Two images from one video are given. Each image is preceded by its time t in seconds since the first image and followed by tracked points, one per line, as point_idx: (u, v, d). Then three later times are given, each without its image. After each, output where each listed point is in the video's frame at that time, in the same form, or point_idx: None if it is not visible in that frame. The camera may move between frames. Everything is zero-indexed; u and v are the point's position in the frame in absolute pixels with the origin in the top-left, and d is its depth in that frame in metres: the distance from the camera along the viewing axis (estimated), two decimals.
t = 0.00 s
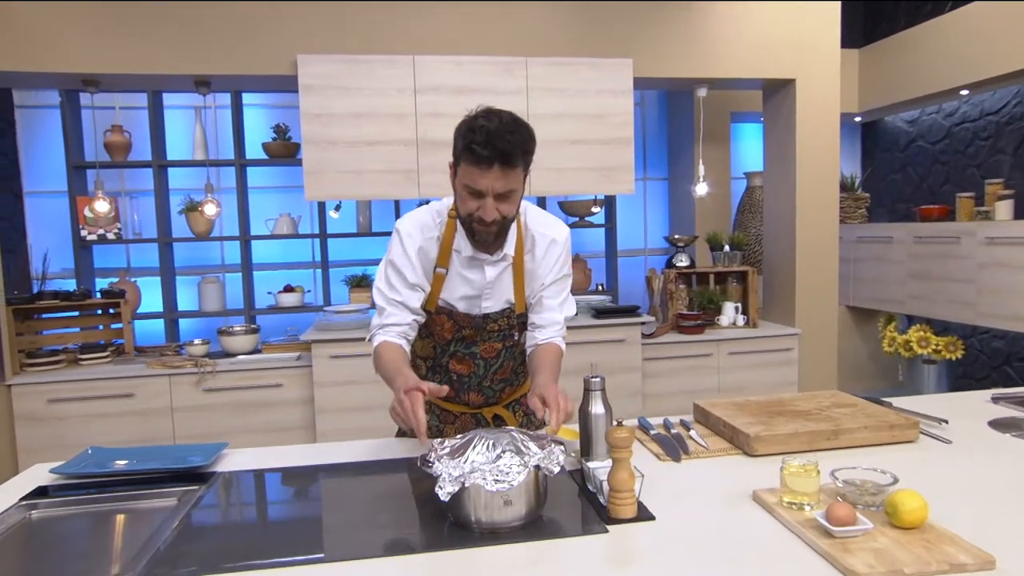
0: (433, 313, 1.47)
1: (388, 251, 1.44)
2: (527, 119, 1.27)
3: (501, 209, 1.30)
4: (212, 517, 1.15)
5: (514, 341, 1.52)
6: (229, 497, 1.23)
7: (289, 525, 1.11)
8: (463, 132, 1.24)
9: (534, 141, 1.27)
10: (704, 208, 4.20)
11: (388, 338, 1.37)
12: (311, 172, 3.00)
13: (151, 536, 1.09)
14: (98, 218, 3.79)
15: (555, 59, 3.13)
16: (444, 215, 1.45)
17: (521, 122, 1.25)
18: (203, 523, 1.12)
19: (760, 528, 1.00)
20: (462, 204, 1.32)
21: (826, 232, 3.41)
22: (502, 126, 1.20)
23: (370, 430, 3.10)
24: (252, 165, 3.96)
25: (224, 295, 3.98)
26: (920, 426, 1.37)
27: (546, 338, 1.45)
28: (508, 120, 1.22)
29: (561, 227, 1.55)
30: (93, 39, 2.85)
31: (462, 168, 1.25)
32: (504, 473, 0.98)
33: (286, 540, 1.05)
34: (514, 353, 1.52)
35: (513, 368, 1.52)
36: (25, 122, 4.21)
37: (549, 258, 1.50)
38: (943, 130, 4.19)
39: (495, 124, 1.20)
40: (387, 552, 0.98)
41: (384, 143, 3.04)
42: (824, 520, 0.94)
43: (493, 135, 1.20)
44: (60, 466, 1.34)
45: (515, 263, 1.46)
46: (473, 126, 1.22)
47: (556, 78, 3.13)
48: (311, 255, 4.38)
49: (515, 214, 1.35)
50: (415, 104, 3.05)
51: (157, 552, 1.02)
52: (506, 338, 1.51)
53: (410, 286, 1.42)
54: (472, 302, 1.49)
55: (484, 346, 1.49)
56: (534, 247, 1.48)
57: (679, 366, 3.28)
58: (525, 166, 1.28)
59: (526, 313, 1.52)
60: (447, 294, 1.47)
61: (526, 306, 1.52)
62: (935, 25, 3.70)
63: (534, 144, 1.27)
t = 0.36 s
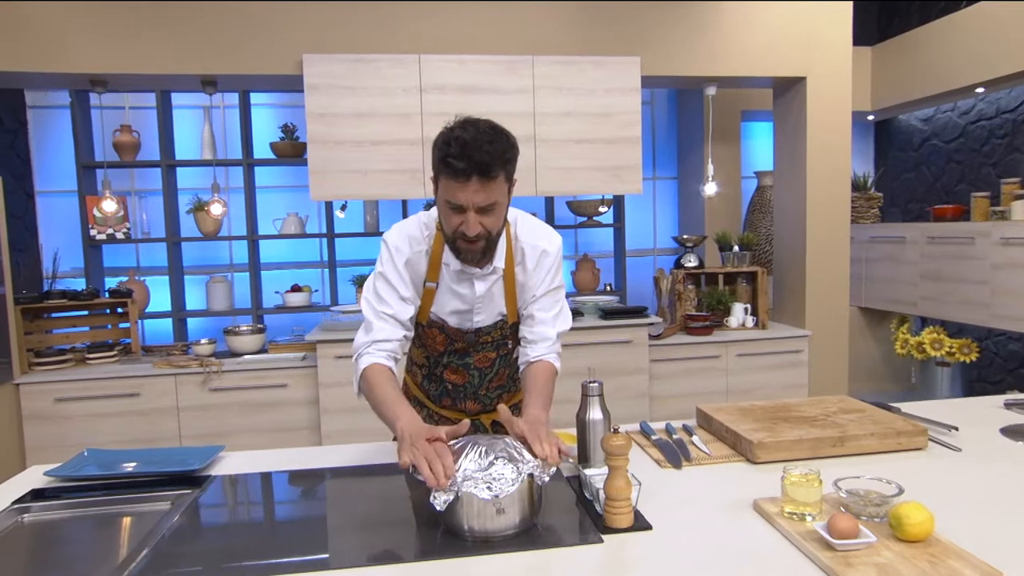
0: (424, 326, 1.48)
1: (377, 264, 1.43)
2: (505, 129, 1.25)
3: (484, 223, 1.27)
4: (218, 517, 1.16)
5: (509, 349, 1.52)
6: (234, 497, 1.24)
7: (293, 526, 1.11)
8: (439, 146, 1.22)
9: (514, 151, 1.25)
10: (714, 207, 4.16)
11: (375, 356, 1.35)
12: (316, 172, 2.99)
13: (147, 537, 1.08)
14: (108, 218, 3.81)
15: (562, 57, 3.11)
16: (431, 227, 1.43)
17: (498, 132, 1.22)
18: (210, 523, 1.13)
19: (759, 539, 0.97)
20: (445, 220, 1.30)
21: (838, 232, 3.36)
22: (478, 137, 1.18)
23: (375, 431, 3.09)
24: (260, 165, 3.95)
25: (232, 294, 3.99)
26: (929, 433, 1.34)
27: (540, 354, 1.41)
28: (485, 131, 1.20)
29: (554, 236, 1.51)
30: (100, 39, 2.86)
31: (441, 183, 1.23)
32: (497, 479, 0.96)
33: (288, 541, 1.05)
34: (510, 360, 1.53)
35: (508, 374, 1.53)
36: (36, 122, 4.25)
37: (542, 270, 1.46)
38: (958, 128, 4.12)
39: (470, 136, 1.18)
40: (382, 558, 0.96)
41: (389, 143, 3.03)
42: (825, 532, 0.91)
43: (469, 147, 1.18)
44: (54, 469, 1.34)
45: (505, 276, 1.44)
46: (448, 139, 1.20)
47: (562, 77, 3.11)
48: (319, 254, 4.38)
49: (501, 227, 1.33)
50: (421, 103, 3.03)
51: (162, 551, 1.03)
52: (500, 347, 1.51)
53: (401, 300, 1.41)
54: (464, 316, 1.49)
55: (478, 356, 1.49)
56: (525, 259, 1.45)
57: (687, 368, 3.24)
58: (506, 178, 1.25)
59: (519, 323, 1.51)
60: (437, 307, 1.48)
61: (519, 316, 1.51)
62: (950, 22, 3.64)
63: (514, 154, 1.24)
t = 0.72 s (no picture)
0: (423, 327, 1.48)
1: (373, 264, 1.44)
2: (498, 123, 1.23)
3: (483, 220, 1.26)
4: (227, 515, 1.16)
5: (510, 351, 1.50)
6: (243, 494, 1.25)
7: (300, 526, 1.10)
8: (432, 145, 1.21)
9: (508, 145, 1.23)
10: (725, 206, 4.11)
11: (368, 356, 1.33)
12: (323, 171, 2.98)
13: (149, 540, 1.07)
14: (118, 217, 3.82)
15: (570, 55, 3.08)
16: (427, 227, 1.45)
17: (491, 128, 1.21)
18: (219, 521, 1.14)
19: (761, 547, 0.94)
20: (444, 220, 1.29)
21: (851, 232, 3.31)
22: (470, 133, 1.17)
23: (381, 430, 3.08)
24: (269, 164, 3.95)
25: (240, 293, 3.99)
26: (940, 438, 1.30)
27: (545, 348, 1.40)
28: (477, 127, 1.19)
29: (554, 234, 1.51)
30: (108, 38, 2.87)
31: (436, 182, 1.22)
32: (489, 484, 0.93)
33: (295, 541, 1.05)
34: (511, 362, 1.51)
35: (510, 377, 1.51)
36: (49, 122, 4.28)
37: (541, 268, 1.46)
38: (975, 126, 4.05)
39: (463, 133, 1.16)
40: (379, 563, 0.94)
41: (396, 141, 3.02)
42: (829, 543, 0.88)
43: (461, 145, 1.16)
44: (51, 469, 1.33)
45: (504, 276, 1.44)
46: (441, 138, 1.19)
47: (570, 74, 3.08)
48: (328, 253, 4.38)
49: (500, 223, 1.31)
50: (427, 101, 3.02)
51: (170, 550, 1.03)
52: (500, 348, 1.49)
53: (396, 300, 1.42)
54: (462, 317, 1.50)
55: (477, 357, 1.48)
56: (524, 257, 1.45)
57: (696, 368, 3.20)
58: (502, 173, 1.24)
59: (520, 323, 1.50)
60: (435, 308, 1.48)
61: (519, 316, 1.50)
62: (967, 17, 3.57)
63: (508, 148, 1.23)
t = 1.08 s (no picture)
0: (427, 318, 1.47)
1: (383, 249, 1.42)
2: (502, 109, 1.20)
3: (486, 209, 1.24)
4: (238, 513, 1.16)
5: (512, 346, 1.50)
6: (253, 493, 1.24)
7: (309, 525, 1.10)
8: (435, 133, 1.18)
9: (512, 133, 1.20)
10: (739, 204, 4.06)
11: (381, 338, 1.27)
12: (332, 169, 2.98)
13: (146, 539, 1.06)
14: (132, 216, 3.84)
15: (581, 52, 3.05)
16: (435, 217, 1.43)
17: (494, 115, 1.18)
18: (228, 519, 1.14)
19: (766, 555, 0.92)
20: (447, 207, 1.28)
21: (867, 232, 3.25)
22: (474, 121, 1.14)
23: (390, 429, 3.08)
24: (281, 162, 3.95)
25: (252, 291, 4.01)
26: (955, 443, 1.26)
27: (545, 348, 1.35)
28: (480, 115, 1.16)
29: (558, 228, 1.49)
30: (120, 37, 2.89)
31: (439, 171, 1.20)
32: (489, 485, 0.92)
33: (304, 539, 1.04)
34: (513, 357, 1.51)
35: (512, 372, 1.52)
36: (66, 121, 4.33)
37: (544, 261, 1.44)
38: (996, 123, 3.96)
39: (466, 121, 1.14)
40: (379, 564, 0.92)
41: (405, 139, 3.00)
42: (836, 552, 0.85)
43: (464, 133, 1.14)
44: (51, 467, 1.33)
45: (507, 267, 1.43)
46: (443, 126, 1.16)
47: (581, 72, 3.05)
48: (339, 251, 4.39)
49: (503, 212, 1.29)
50: (437, 99, 3.00)
51: (179, 548, 1.04)
52: (504, 343, 1.49)
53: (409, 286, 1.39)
54: (466, 309, 1.48)
55: (481, 351, 1.48)
56: (528, 250, 1.43)
57: (708, 369, 3.16)
58: (506, 162, 1.22)
59: (523, 317, 1.50)
60: (439, 299, 1.47)
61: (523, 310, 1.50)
62: (988, 12, 3.49)
63: (512, 135, 1.20)
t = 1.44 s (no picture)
0: (430, 327, 1.48)
1: (386, 250, 1.40)
2: (509, 125, 1.17)
3: (488, 225, 1.23)
4: (253, 510, 1.17)
5: (516, 353, 1.51)
6: (268, 491, 1.25)
7: (324, 522, 1.11)
8: (437, 147, 1.17)
9: (516, 149, 1.18)
10: (756, 203, 4.00)
11: (383, 345, 1.26)
12: (345, 169, 2.99)
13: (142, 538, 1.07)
14: (150, 215, 3.88)
15: (594, 50, 3.03)
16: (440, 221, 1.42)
17: (499, 132, 1.15)
18: (243, 516, 1.15)
19: (765, 565, 0.89)
20: (449, 221, 1.27)
21: (887, 232, 3.19)
22: (475, 139, 1.12)
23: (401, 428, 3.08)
24: (296, 162, 3.96)
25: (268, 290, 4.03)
26: (970, 450, 1.22)
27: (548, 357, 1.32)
28: (483, 132, 1.14)
29: (565, 235, 1.48)
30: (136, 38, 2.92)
31: (440, 187, 1.19)
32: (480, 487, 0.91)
33: (319, 536, 1.05)
34: (517, 363, 1.52)
35: (516, 378, 1.52)
36: (87, 122, 4.39)
37: (550, 271, 1.42)
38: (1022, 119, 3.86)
39: (467, 139, 1.12)
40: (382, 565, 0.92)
41: (417, 138, 3.00)
42: (837, 562, 0.83)
43: (465, 153, 1.12)
44: (55, 464, 1.34)
45: (513, 277, 1.42)
46: (445, 141, 1.14)
47: (595, 70, 3.03)
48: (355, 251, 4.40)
49: (507, 227, 1.28)
50: (449, 99, 3.00)
51: (196, 544, 1.05)
52: (508, 350, 1.50)
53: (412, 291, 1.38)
54: (470, 318, 1.48)
55: (484, 358, 1.49)
56: (534, 258, 1.42)
57: (723, 371, 3.12)
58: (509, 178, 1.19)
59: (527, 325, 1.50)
60: (443, 306, 1.47)
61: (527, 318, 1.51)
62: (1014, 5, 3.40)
63: (517, 151, 1.17)
